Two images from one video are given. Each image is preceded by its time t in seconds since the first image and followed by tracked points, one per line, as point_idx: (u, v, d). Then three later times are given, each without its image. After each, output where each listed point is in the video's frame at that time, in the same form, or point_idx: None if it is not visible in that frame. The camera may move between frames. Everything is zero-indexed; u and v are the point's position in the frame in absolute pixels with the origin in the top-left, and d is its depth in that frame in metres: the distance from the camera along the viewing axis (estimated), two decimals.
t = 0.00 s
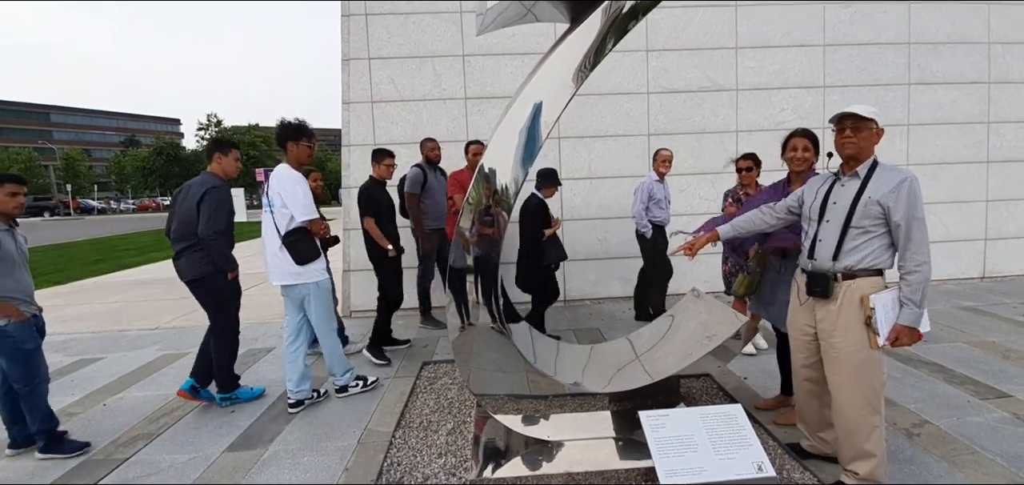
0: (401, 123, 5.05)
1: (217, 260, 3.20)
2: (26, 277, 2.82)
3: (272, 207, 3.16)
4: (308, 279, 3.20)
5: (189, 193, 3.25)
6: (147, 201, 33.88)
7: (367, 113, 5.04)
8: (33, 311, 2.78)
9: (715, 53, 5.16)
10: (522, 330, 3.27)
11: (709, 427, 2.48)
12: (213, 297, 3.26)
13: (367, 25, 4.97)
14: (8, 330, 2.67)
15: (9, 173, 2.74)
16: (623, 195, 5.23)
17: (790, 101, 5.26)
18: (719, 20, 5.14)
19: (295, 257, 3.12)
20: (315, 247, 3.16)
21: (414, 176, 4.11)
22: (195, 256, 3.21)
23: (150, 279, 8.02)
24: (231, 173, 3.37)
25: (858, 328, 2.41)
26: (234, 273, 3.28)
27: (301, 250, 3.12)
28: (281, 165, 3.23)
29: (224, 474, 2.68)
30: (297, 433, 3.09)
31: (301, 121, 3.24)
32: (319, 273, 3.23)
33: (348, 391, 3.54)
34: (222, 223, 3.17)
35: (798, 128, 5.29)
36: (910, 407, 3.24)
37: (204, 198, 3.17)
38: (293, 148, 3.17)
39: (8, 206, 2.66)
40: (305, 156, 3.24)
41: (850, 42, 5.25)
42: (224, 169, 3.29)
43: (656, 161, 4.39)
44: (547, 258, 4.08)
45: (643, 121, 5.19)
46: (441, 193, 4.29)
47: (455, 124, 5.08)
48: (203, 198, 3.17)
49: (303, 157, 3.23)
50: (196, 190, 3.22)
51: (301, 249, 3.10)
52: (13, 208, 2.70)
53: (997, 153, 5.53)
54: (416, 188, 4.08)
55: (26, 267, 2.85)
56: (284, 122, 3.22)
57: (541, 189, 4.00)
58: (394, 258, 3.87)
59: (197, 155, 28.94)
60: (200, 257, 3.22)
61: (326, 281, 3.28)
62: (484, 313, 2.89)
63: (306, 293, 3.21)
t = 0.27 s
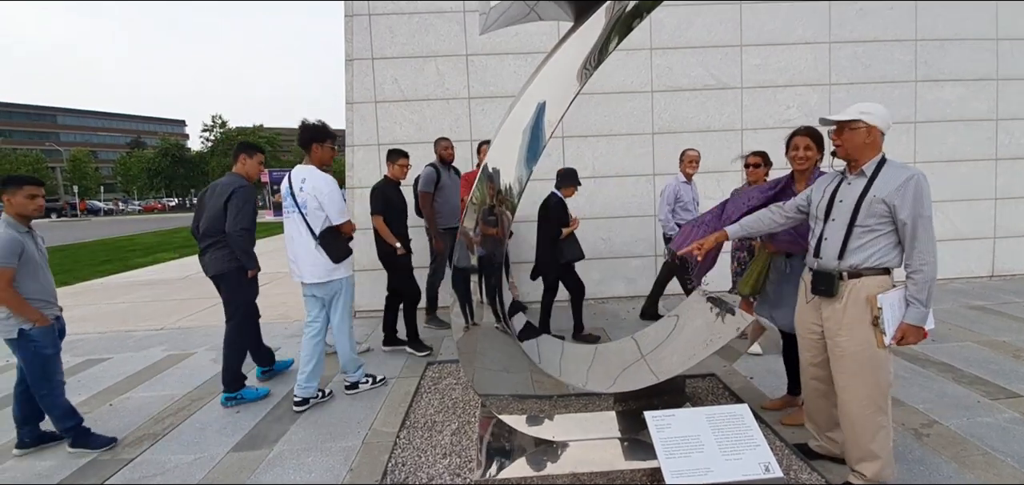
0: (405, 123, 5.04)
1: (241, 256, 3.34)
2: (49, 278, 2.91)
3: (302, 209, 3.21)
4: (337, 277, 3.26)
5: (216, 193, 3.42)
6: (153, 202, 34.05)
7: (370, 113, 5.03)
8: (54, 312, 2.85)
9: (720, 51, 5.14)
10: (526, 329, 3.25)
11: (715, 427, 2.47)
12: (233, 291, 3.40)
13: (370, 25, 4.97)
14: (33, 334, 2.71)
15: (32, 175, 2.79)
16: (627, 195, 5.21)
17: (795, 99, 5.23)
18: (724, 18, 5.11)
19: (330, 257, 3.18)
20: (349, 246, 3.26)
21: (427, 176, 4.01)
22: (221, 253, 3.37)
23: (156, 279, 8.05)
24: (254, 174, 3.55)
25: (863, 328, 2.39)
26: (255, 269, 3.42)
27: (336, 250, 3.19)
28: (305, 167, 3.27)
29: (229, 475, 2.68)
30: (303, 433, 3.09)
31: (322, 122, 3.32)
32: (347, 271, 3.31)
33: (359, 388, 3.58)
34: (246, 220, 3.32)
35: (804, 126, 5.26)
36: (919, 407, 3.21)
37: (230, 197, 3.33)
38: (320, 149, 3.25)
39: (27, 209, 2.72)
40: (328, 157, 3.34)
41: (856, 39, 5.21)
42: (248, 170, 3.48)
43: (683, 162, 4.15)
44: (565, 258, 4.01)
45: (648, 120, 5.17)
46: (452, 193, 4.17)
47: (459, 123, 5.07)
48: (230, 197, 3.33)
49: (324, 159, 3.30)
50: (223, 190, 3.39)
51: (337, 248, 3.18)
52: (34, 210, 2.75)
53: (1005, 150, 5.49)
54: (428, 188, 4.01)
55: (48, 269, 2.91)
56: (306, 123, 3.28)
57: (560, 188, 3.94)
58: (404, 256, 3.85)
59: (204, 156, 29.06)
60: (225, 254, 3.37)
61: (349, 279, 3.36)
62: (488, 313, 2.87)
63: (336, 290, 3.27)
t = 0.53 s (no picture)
0: (408, 123, 5.05)
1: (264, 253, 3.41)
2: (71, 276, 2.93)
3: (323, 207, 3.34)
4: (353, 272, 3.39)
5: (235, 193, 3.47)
6: (158, 203, 34.20)
7: (374, 113, 5.04)
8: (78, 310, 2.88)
9: (723, 50, 5.12)
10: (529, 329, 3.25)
11: (719, 426, 2.47)
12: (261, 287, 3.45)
13: (373, 25, 4.97)
14: (57, 333, 2.75)
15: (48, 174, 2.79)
16: (630, 194, 5.21)
17: (799, 97, 5.21)
18: (727, 16, 5.10)
19: (350, 253, 3.32)
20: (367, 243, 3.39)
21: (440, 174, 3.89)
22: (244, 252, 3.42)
23: (161, 280, 8.08)
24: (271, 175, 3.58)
25: (862, 325, 2.39)
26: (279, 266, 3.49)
27: (356, 245, 3.33)
28: (326, 166, 3.41)
29: (234, 474, 2.69)
30: (308, 433, 3.10)
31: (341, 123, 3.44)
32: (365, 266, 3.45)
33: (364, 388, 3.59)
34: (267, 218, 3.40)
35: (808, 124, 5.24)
36: (925, 406, 3.20)
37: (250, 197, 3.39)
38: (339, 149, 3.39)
39: (44, 209, 2.73)
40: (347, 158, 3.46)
41: (859, 37, 5.19)
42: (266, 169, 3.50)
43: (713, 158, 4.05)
44: (586, 255, 3.99)
45: (651, 119, 5.16)
46: (467, 192, 4.02)
47: (461, 123, 5.07)
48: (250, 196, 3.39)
49: (344, 159, 3.43)
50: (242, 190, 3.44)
51: (356, 243, 3.32)
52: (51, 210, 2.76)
53: (1011, 148, 5.45)
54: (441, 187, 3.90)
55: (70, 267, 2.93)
56: (324, 124, 3.39)
57: (581, 187, 3.88)
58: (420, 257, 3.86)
59: (208, 157, 29.16)
60: (248, 252, 3.42)
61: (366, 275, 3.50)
62: (491, 313, 2.87)
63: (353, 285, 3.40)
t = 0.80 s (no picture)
0: (408, 122, 5.02)
1: (272, 248, 3.48)
2: (79, 273, 2.91)
3: (332, 204, 3.36)
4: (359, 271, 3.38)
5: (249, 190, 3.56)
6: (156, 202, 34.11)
7: (374, 112, 5.01)
8: (83, 309, 2.86)
9: (726, 50, 5.11)
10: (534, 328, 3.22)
11: (724, 428, 2.45)
12: (275, 280, 3.52)
13: (374, 23, 4.94)
14: (61, 333, 2.73)
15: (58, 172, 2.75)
16: (632, 194, 5.19)
17: (801, 98, 5.20)
18: (729, 16, 5.08)
19: (354, 251, 3.32)
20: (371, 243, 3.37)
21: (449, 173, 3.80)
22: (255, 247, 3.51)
23: (158, 279, 8.03)
24: (284, 171, 3.62)
25: (860, 324, 2.40)
26: (290, 260, 3.54)
27: (360, 243, 3.32)
28: (340, 163, 3.42)
29: (234, 475, 2.66)
30: (308, 434, 3.07)
31: (355, 122, 3.42)
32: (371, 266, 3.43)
33: (365, 389, 3.57)
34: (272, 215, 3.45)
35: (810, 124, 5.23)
36: (931, 408, 3.18)
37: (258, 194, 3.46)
38: (349, 147, 3.37)
39: (54, 208, 2.70)
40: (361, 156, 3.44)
41: (861, 38, 5.18)
42: (277, 166, 3.54)
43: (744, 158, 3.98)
44: (603, 252, 3.99)
45: (653, 119, 5.14)
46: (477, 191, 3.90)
47: (463, 122, 5.05)
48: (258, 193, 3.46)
49: (356, 157, 3.41)
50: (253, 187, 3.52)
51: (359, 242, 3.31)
52: (60, 209, 2.73)
53: (1013, 149, 5.45)
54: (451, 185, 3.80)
55: (76, 265, 2.91)
56: (337, 122, 3.39)
57: (597, 181, 3.98)
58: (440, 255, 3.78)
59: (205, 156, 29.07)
60: (259, 247, 3.49)
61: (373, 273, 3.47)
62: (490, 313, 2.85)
63: (359, 283, 3.39)
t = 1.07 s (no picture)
0: (385, 121, 4.93)
1: (253, 247, 3.49)
2: (44, 277, 2.76)
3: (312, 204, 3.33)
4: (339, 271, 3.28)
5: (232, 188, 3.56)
6: (115, 201, 32.94)
7: (349, 110, 4.90)
8: (50, 314, 2.71)
9: (703, 55, 5.15)
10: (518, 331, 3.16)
11: (709, 431, 2.44)
12: (253, 278, 3.52)
13: (349, 20, 4.82)
14: (24, 340, 2.57)
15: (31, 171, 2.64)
16: (610, 197, 5.19)
17: (775, 103, 5.28)
18: (706, 22, 5.13)
19: (328, 250, 3.23)
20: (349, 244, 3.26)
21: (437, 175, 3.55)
22: (235, 244, 3.52)
23: (118, 281, 7.71)
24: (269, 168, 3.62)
25: (829, 325, 2.46)
26: (272, 258, 3.54)
27: (335, 244, 3.22)
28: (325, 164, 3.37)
29: None
30: (283, 443, 2.96)
31: (341, 122, 3.34)
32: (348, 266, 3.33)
33: (340, 395, 3.46)
34: (252, 213, 3.47)
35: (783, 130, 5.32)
36: (904, 408, 3.25)
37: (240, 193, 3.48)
38: (333, 148, 3.30)
39: (26, 207, 2.59)
40: (345, 157, 3.36)
41: (833, 46, 5.29)
42: (258, 164, 3.53)
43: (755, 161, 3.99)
44: (597, 253, 3.96)
45: (632, 123, 5.15)
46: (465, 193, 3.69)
47: (441, 123, 4.98)
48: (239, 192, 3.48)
49: (342, 159, 3.33)
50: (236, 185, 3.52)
51: (333, 241, 3.22)
52: (31, 209, 2.61)
53: (974, 157, 5.64)
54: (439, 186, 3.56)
55: (42, 268, 2.76)
56: (325, 123, 3.34)
57: (592, 182, 3.95)
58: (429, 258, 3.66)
59: (168, 154, 28.20)
60: (240, 246, 3.50)
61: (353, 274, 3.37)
62: (468, 315, 2.77)
63: (336, 283, 3.29)
